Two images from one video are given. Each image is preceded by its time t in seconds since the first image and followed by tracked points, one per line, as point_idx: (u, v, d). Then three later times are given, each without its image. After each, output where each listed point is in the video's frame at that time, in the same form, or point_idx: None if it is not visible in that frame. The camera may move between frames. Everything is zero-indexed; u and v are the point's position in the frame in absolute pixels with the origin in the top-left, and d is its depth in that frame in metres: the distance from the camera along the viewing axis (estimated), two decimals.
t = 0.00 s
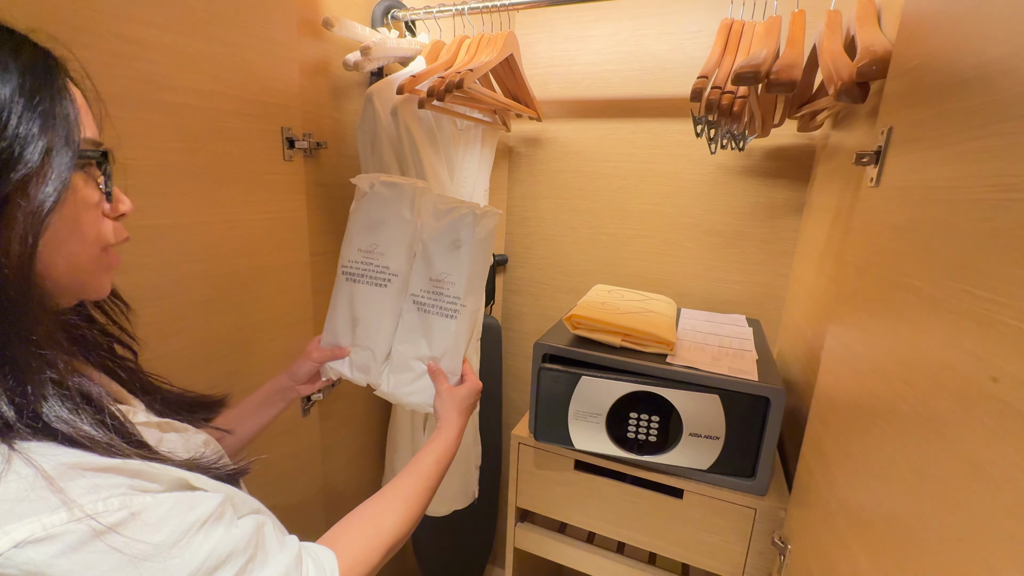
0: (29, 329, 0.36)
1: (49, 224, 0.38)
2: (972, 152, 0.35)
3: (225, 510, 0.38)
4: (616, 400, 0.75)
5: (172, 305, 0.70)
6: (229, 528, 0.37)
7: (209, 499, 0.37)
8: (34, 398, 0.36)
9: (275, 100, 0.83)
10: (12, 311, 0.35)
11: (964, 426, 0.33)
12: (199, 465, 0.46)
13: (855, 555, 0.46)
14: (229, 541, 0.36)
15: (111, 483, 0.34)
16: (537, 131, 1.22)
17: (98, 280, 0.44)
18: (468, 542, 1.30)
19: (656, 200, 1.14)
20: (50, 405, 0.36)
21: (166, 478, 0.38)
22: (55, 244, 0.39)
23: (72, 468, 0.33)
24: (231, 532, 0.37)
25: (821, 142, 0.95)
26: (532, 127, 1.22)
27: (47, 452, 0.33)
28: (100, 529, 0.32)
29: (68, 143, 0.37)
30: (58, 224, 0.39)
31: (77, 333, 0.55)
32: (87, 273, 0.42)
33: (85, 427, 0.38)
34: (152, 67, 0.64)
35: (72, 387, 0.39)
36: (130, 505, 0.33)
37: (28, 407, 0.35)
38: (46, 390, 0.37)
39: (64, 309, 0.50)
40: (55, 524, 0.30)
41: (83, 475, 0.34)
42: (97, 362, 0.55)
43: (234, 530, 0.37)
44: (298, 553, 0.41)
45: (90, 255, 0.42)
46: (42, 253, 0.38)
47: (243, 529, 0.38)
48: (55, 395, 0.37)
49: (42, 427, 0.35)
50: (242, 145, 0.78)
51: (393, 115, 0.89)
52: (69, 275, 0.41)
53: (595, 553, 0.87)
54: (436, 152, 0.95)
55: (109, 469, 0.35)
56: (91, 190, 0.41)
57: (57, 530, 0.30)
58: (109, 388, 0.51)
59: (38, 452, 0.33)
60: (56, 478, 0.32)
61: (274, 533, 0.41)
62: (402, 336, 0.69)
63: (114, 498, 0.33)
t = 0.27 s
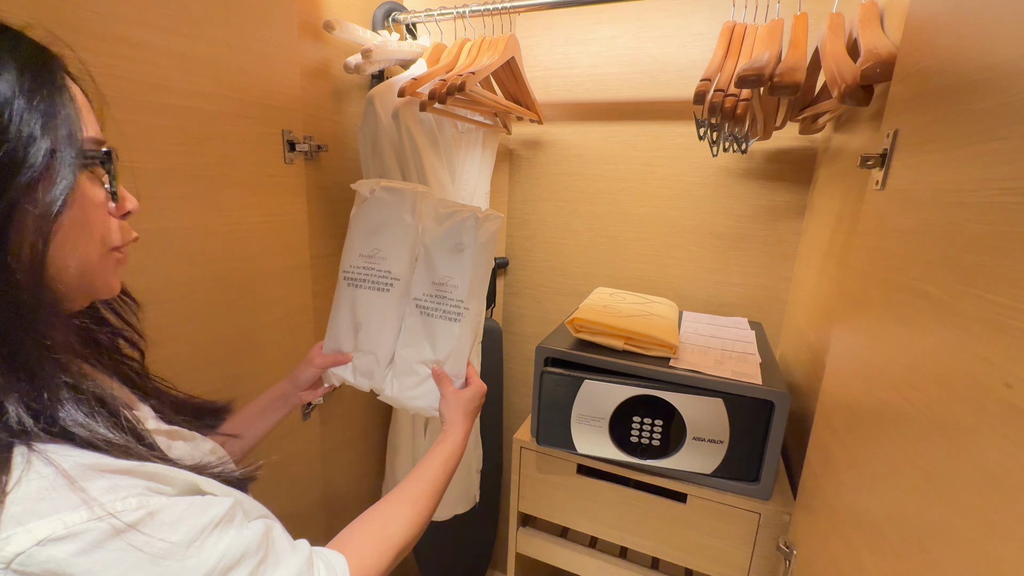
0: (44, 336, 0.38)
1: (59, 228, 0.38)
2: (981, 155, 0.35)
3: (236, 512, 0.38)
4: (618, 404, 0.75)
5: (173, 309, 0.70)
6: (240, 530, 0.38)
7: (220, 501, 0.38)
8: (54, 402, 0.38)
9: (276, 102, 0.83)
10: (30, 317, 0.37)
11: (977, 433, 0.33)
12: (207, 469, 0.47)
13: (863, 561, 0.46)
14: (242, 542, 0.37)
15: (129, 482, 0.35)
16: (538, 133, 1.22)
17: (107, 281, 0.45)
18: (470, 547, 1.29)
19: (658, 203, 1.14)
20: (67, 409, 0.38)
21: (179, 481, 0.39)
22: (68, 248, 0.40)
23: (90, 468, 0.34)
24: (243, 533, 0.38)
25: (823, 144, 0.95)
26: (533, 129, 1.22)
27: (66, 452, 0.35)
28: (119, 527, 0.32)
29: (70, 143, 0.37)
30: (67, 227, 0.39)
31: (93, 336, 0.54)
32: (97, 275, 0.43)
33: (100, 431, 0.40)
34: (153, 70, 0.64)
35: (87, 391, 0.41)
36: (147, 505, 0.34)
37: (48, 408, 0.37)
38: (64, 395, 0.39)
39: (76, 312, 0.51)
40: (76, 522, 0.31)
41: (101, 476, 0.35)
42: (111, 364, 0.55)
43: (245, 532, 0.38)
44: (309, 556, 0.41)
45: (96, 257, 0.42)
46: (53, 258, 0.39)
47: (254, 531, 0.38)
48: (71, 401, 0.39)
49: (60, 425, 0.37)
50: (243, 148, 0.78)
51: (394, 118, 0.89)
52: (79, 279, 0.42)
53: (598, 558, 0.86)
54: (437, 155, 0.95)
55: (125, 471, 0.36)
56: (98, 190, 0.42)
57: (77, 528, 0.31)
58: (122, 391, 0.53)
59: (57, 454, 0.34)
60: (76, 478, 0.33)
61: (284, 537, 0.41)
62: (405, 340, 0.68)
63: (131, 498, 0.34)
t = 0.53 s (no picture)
0: (63, 344, 0.39)
1: (72, 234, 0.39)
2: (992, 156, 0.35)
3: (248, 517, 0.39)
4: (622, 407, 0.74)
5: (173, 313, 0.69)
6: (253, 532, 0.38)
7: (234, 505, 0.38)
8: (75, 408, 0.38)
9: (277, 105, 0.83)
10: (49, 327, 0.38)
11: (990, 436, 0.32)
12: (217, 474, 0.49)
13: (872, 566, 0.45)
14: (256, 543, 0.37)
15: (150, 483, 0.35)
16: (539, 135, 1.21)
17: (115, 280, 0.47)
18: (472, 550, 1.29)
19: (659, 205, 1.14)
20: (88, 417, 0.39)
21: (194, 485, 0.40)
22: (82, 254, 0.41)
23: (112, 469, 0.35)
24: (257, 535, 0.38)
25: (825, 146, 0.95)
26: (534, 131, 1.22)
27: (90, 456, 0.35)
28: (141, 527, 0.33)
29: (77, 146, 0.37)
30: (79, 232, 0.40)
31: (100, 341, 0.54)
32: (108, 276, 0.44)
33: (120, 436, 0.41)
34: (154, 72, 0.63)
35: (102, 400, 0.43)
36: (167, 505, 0.35)
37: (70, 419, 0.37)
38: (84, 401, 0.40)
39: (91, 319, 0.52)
40: (101, 521, 0.31)
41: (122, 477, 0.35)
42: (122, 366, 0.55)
43: (259, 535, 0.38)
44: (320, 560, 0.41)
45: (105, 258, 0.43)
46: (67, 264, 0.40)
47: (268, 533, 0.39)
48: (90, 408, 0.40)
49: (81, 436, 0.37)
50: (244, 150, 0.77)
51: (395, 120, 0.89)
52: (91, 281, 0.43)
53: (601, 562, 0.85)
54: (438, 157, 0.94)
55: (144, 473, 0.37)
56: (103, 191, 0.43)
57: (102, 527, 0.31)
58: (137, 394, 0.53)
59: (80, 456, 0.35)
60: (99, 478, 0.34)
61: (295, 541, 0.41)
62: (409, 343, 0.68)
63: (152, 498, 0.34)
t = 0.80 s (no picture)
0: (80, 356, 0.41)
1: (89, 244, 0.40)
2: (1002, 158, 0.35)
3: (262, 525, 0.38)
4: (627, 410, 0.74)
5: (175, 317, 0.69)
6: (268, 540, 0.38)
7: (249, 512, 0.38)
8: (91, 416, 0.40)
9: (279, 108, 0.83)
10: (70, 341, 0.39)
11: (1003, 439, 0.32)
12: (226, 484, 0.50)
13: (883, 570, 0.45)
14: (271, 550, 0.37)
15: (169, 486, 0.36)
16: (540, 138, 1.21)
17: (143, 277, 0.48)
18: (474, 554, 1.28)
19: (661, 207, 1.14)
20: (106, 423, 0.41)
21: (210, 489, 0.40)
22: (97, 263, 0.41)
23: (132, 473, 0.35)
24: (272, 542, 0.38)
25: (828, 147, 0.95)
26: (535, 134, 1.22)
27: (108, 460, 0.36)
28: (162, 530, 0.33)
29: (93, 154, 0.37)
30: (99, 242, 0.41)
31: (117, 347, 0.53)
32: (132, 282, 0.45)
33: (139, 442, 0.43)
34: (156, 76, 0.63)
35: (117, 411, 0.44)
36: (188, 507, 0.35)
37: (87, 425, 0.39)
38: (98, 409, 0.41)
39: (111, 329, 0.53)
40: (124, 523, 0.31)
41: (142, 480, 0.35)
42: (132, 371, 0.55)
43: (274, 540, 0.38)
44: (333, 567, 0.41)
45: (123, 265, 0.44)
46: (86, 272, 0.41)
47: (282, 540, 0.39)
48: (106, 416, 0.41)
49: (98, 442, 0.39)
50: (245, 154, 0.77)
51: (397, 123, 0.89)
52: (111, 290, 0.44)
53: (605, 566, 0.85)
54: (440, 160, 0.94)
55: (161, 477, 0.37)
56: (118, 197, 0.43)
57: (124, 530, 0.31)
58: (150, 401, 0.54)
59: (100, 459, 0.35)
60: (121, 481, 0.34)
61: (308, 551, 0.41)
62: (417, 347, 0.67)
63: (170, 502, 0.34)
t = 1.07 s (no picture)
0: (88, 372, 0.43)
1: (57, 241, 0.40)
2: (1007, 158, 0.35)
3: (264, 541, 0.40)
4: (629, 411, 0.74)
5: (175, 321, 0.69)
6: (268, 558, 0.39)
7: (252, 528, 0.39)
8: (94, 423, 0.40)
9: (278, 111, 0.82)
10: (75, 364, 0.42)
11: (1009, 440, 0.32)
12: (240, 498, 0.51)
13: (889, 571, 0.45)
14: (268, 569, 0.38)
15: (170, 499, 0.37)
16: (540, 139, 1.21)
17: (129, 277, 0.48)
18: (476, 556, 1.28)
19: (661, 208, 1.14)
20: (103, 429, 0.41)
21: (214, 502, 0.41)
22: (79, 267, 0.42)
23: (132, 481, 0.36)
24: (271, 561, 0.39)
25: (827, 148, 0.95)
26: (534, 135, 1.22)
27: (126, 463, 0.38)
28: (156, 543, 0.34)
29: (39, 149, 0.38)
30: (87, 245, 0.42)
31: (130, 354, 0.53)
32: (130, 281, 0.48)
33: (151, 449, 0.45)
34: (155, 80, 0.63)
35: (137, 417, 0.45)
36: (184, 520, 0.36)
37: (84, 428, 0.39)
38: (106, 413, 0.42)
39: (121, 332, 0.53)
40: (117, 533, 0.33)
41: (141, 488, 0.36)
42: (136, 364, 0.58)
43: (274, 560, 0.39)
44: None
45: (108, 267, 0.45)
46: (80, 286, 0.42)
47: (282, 559, 0.40)
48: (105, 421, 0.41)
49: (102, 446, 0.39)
50: (245, 157, 0.77)
51: (397, 125, 0.89)
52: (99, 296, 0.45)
53: (608, 568, 0.85)
54: (439, 162, 0.94)
55: (164, 486, 0.38)
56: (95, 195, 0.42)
57: (116, 540, 0.32)
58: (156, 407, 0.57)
59: (103, 466, 0.36)
60: (119, 489, 0.35)
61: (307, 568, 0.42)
62: (439, 355, 0.68)
63: (168, 513, 0.35)
